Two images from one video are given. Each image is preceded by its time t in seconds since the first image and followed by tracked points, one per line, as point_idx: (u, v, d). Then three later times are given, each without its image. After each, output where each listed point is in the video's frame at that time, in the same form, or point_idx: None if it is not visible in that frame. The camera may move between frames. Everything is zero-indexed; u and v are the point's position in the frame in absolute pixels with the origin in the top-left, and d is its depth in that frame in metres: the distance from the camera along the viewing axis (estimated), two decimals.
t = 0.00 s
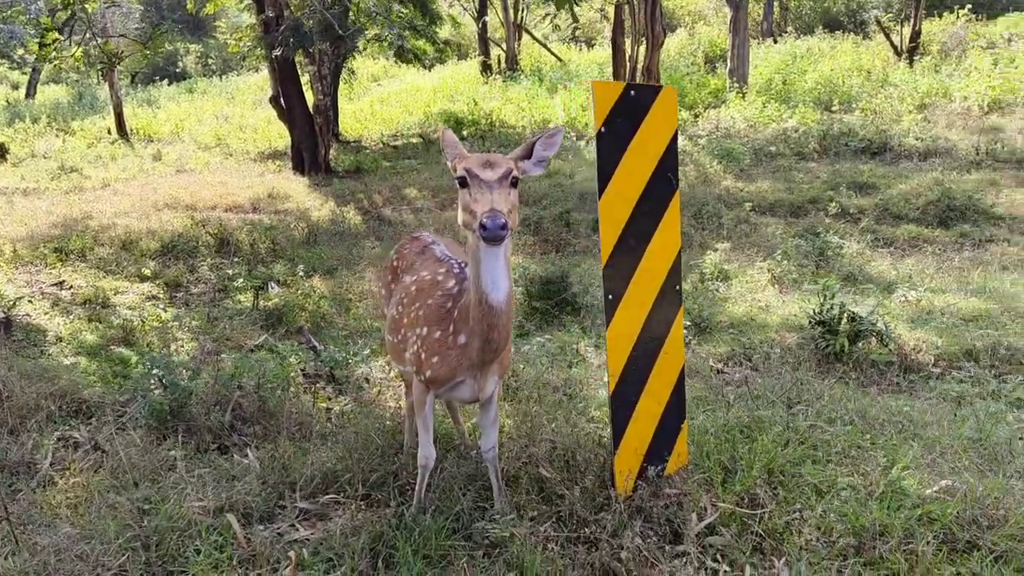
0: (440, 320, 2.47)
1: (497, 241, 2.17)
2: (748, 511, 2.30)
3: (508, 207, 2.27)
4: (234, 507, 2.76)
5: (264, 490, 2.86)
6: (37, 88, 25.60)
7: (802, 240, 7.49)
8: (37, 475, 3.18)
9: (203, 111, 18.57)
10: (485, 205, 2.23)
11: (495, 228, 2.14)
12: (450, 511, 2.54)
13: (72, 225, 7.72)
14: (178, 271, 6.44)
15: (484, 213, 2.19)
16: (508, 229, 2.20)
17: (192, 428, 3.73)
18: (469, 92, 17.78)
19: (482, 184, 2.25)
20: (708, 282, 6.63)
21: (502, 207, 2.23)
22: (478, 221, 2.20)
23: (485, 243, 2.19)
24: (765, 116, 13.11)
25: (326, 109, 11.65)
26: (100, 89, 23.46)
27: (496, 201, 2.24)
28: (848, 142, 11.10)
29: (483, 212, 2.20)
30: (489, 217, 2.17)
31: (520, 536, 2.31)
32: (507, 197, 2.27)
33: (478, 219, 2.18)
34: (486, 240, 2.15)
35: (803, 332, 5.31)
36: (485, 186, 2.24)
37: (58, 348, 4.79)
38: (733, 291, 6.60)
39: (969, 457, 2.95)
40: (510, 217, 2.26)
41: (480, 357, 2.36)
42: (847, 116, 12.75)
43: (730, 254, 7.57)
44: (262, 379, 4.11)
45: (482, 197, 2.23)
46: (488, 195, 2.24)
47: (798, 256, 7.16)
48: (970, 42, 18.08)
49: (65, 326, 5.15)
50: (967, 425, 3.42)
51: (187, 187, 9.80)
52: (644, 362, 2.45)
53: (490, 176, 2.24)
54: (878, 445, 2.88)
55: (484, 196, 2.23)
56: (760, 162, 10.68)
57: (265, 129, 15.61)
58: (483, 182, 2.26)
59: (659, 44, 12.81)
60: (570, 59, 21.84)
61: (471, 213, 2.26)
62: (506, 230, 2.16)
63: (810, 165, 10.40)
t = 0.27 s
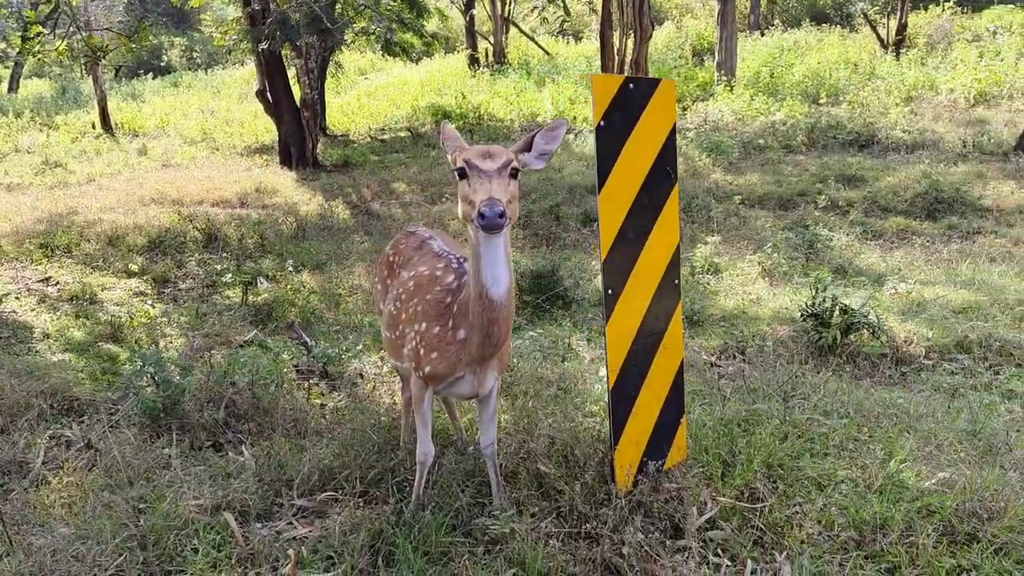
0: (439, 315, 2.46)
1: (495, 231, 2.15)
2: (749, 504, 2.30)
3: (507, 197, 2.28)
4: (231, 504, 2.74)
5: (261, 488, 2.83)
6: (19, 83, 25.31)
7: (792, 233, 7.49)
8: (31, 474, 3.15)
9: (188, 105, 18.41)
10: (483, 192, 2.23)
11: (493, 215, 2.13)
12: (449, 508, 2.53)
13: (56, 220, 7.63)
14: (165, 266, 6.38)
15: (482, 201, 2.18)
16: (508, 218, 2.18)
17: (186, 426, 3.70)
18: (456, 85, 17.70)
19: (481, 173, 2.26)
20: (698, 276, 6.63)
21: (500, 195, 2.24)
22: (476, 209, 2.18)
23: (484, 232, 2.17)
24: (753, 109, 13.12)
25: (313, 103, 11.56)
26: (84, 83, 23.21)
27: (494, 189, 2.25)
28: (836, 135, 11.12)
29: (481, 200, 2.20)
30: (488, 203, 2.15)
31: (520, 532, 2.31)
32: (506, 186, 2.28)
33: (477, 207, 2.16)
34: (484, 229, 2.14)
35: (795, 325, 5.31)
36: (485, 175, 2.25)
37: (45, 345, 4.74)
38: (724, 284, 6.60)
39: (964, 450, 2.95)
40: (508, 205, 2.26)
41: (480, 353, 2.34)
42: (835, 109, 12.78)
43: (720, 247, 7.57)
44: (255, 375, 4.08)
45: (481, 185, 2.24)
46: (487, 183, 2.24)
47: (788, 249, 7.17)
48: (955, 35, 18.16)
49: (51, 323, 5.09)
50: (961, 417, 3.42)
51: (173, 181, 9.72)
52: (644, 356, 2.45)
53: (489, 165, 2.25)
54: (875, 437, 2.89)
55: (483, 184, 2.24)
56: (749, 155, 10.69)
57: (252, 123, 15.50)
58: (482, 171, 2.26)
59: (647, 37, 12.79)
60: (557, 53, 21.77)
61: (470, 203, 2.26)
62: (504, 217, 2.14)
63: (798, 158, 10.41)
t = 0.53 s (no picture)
0: (439, 310, 2.44)
1: (494, 219, 2.13)
2: (750, 499, 2.30)
3: (507, 186, 2.29)
4: (229, 503, 2.72)
5: (259, 485, 2.82)
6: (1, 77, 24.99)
7: (782, 225, 7.50)
8: (24, 474, 3.12)
9: (174, 99, 18.24)
10: (481, 178, 2.25)
11: (492, 202, 2.11)
12: (449, 504, 2.51)
13: (41, 216, 7.54)
14: (153, 262, 6.32)
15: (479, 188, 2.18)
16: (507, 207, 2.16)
17: (180, 423, 3.67)
18: (444, 79, 17.62)
19: (481, 161, 2.28)
20: (689, 269, 6.62)
21: (500, 182, 2.25)
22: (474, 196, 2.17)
23: (483, 221, 2.15)
24: (741, 102, 13.13)
25: (301, 96, 11.48)
26: (67, 77, 22.96)
27: (493, 176, 2.26)
28: (825, 128, 11.14)
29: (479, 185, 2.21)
30: (485, 189, 2.13)
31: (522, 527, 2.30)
32: (505, 174, 2.29)
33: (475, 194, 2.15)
34: (481, 215, 2.11)
35: (788, 318, 5.32)
36: (484, 162, 2.28)
37: (33, 342, 4.68)
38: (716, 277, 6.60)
39: (960, 442, 2.97)
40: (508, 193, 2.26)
41: (480, 347, 2.33)
42: (823, 102, 12.81)
43: (710, 240, 7.57)
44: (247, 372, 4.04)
45: (480, 170, 2.26)
46: (486, 170, 2.26)
47: (778, 241, 7.17)
48: (942, 28, 18.23)
49: (39, 320, 5.03)
50: (955, 410, 3.43)
51: (160, 176, 9.63)
52: (644, 351, 2.44)
53: (489, 153, 2.27)
54: (872, 429, 2.90)
55: (482, 170, 2.26)
56: (738, 149, 10.69)
57: (238, 117, 15.38)
58: (482, 160, 2.28)
59: (636, 30, 12.76)
60: (545, 46, 21.71)
61: (468, 191, 2.27)
62: (503, 204, 2.11)
63: (787, 151, 10.42)
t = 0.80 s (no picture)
0: (439, 305, 2.42)
1: (493, 205, 2.11)
2: (754, 492, 2.30)
3: (508, 173, 2.26)
4: (227, 504, 2.69)
5: (256, 486, 2.79)
6: None
7: (768, 217, 7.51)
8: (15, 477, 3.06)
9: (153, 94, 18.00)
10: (480, 163, 2.23)
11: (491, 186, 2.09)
12: (451, 501, 2.50)
13: (19, 213, 7.40)
14: (135, 258, 6.22)
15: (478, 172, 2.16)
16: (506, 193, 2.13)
17: (172, 423, 3.62)
18: (427, 72, 17.50)
19: (481, 147, 2.26)
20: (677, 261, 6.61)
21: (500, 168, 2.23)
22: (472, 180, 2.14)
23: (482, 207, 2.12)
24: (725, 94, 13.14)
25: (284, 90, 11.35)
26: (43, 72, 22.59)
27: (492, 161, 2.24)
28: (808, 120, 11.17)
29: (477, 168, 2.19)
30: (483, 171, 2.11)
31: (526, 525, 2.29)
32: (505, 161, 2.26)
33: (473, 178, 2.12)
34: (479, 199, 2.09)
35: (778, 310, 5.32)
36: (483, 149, 2.26)
37: (14, 342, 4.59)
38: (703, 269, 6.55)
39: (954, 432, 2.98)
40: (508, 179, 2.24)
41: (481, 341, 2.30)
42: (806, 93, 12.84)
43: (697, 232, 7.56)
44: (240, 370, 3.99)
45: (479, 156, 2.25)
46: (485, 155, 2.24)
47: (765, 233, 7.16)
48: (921, 19, 18.31)
49: (20, 318, 4.94)
50: (947, 400, 3.44)
51: (140, 172, 9.49)
52: (645, 345, 2.43)
53: (489, 140, 2.26)
54: (869, 420, 2.91)
55: (481, 156, 2.24)
56: (723, 140, 10.69)
57: (219, 111, 15.20)
58: (481, 146, 2.27)
59: (619, 22, 12.73)
60: (528, 39, 21.63)
61: (467, 177, 2.25)
62: (502, 186, 2.09)
63: (771, 142, 10.44)
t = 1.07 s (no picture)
0: (440, 304, 2.40)
1: (493, 197, 2.11)
2: (757, 490, 2.29)
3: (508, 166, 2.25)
4: (225, 506, 2.66)
5: (254, 488, 2.77)
6: None
7: (759, 212, 7.51)
8: (9, 481, 3.02)
9: (140, 92, 17.85)
10: (479, 156, 2.21)
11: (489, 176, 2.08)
12: (452, 501, 2.49)
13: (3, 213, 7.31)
14: (124, 258, 6.15)
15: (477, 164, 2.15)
16: (506, 187, 2.12)
17: (167, 425, 3.59)
18: (415, 69, 17.43)
19: (480, 141, 2.26)
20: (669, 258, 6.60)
21: (500, 161, 2.22)
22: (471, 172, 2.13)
23: (482, 200, 2.11)
24: (713, 90, 13.14)
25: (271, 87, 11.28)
26: (27, 71, 22.36)
27: (491, 153, 2.23)
28: (797, 115, 11.20)
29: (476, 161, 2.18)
30: (482, 164, 2.10)
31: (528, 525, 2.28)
32: (504, 155, 2.25)
33: (472, 170, 2.11)
34: (479, 191, 2.08)
35: (771, 305, 5.30)
36: (482, 142, 2.25)
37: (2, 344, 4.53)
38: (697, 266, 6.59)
39: (951, 428, 2.98)
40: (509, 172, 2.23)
41: (481, 340, 2.29)
42: (794, 89, 12.86)
43: (688, 228, 7.55)
44: (234, 370, 3.96)
45: (478, 149, 2.23)
46: (484, 147, 2.23)
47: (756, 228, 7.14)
48: (908, 16, 18.39)
49: (7, 320, 4.87)
50: (942, 395, 3.43)
51: (127, 171, 9.39)
52: (645, 344, 2.42)
53: (488, 134, 2.26)
54: (868, 416, 2.91)
55: (480, 149, 2.23)
56: (712, 136, 10.69)
57: (206, 110, 15.08)
58: (480, 140, 2.26)
59: (608, 19, 12.71)
60: (516, 35, 21.59)
61: (466, 171, 2.23)
62: (501, 178, 2.08)
63: (761, 138, 10.44)
